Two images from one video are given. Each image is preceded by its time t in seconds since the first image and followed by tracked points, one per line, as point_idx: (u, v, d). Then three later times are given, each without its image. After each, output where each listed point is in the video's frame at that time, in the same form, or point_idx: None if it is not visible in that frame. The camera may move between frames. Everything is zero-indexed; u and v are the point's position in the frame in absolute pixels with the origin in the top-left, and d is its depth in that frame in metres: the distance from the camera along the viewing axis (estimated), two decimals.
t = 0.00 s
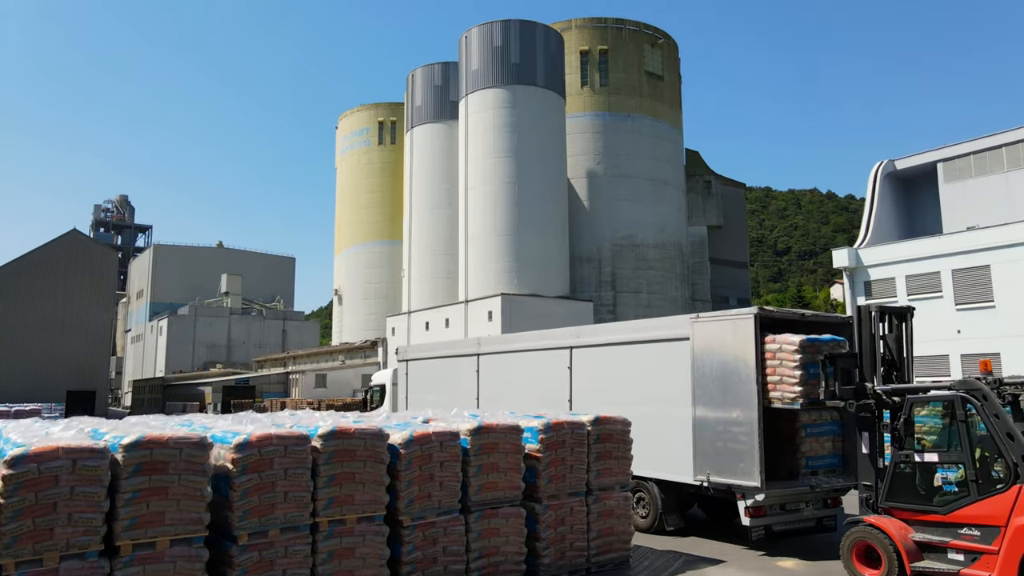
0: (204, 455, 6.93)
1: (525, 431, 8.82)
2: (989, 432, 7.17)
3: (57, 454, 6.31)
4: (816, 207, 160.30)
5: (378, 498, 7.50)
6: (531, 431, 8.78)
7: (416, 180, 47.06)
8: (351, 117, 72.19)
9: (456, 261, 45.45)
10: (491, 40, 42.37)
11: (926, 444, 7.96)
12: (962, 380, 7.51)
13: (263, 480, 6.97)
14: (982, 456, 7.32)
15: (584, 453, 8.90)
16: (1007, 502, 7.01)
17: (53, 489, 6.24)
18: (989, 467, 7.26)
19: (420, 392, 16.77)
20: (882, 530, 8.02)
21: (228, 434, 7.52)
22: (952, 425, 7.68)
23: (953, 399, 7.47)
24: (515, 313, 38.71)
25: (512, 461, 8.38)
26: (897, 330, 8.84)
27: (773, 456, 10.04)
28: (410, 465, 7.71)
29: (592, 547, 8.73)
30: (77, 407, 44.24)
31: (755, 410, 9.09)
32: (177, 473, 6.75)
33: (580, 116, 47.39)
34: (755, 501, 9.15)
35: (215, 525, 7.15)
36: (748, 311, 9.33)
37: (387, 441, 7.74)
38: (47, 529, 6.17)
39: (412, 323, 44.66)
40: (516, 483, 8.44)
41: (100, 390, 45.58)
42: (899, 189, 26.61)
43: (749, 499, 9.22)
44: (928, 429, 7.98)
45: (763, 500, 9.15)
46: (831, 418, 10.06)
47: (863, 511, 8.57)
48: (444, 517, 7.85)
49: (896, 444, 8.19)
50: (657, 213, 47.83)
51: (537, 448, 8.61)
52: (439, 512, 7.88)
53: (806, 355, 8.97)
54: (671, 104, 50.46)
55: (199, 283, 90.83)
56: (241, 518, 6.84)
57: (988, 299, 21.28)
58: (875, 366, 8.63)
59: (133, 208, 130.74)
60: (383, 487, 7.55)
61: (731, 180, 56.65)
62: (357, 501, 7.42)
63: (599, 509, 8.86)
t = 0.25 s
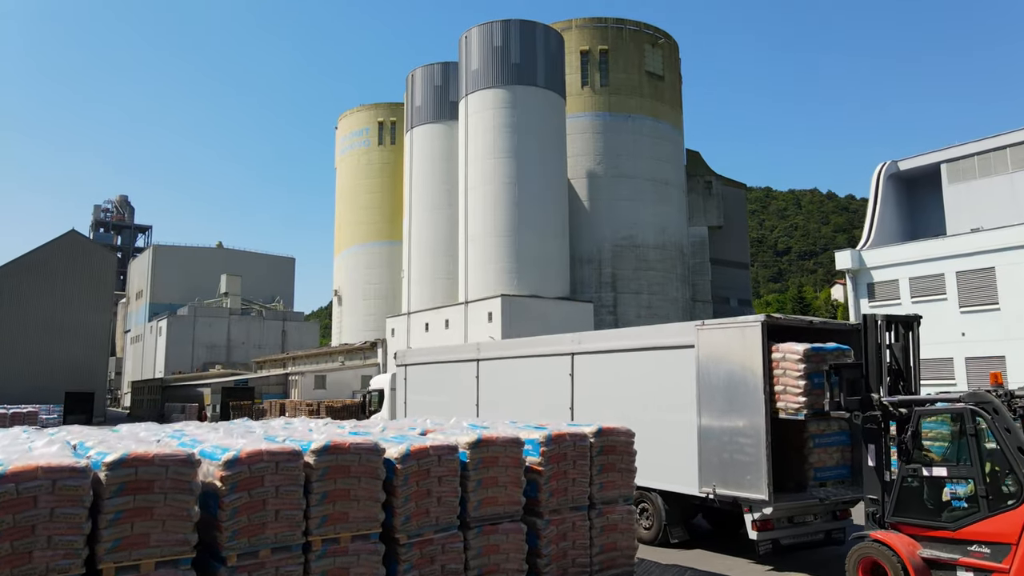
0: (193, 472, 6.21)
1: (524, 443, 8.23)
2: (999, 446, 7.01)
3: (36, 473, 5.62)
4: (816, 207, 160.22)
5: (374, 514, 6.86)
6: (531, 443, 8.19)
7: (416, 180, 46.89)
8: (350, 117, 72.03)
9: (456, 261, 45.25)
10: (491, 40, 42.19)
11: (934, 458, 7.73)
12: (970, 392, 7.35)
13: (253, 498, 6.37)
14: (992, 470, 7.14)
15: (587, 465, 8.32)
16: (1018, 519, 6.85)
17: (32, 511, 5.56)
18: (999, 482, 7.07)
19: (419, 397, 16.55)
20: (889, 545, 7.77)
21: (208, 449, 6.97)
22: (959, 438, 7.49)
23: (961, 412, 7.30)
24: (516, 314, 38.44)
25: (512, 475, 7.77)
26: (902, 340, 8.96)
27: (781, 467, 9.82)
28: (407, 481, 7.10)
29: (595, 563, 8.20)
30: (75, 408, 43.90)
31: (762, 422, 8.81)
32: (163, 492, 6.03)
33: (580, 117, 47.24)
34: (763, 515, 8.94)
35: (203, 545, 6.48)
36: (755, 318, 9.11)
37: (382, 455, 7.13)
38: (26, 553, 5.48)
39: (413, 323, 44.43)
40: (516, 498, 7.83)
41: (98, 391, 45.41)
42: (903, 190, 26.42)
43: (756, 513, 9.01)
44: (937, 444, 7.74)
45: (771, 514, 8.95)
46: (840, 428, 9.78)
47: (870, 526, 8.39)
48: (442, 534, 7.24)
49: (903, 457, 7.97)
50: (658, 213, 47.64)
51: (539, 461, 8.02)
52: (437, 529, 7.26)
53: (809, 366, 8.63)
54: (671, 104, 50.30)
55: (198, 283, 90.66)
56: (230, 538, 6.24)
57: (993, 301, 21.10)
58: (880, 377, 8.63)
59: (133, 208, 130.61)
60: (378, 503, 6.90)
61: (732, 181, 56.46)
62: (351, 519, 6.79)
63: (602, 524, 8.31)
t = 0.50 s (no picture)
0: (178, 497, 5.97)
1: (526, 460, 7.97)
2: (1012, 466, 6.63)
3: (13, 500, 5.33)
4: (816, 207, 160.07)
5: (369, 538, 6.64)
6: (534, 460, 7.93)
7: (416, 181, 46.74)
8: (351, 117, 71.85)
9: (456, 263, 45.13)
10: (491, 41, 42.04)
11: (945, 477, 7.31)
12: (981, 410, 6.99)
13: (243, 524, 6.14)
14: (1004, 491, 6.78)
15: (590, 483, 8.07)
16: None
17: (9, 541, 5.27)
18: (1011, 502, 6.74)
19: (418, 403, 16.38)
20: (894, 566, 7.42)
21: (194, 471, 6.57)
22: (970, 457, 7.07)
23: (973, 431, 6.91)
24: (515, 316, 38.24)
25: (513, 494, 7.50)
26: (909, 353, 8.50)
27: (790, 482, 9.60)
28: (404, 502, 6.87)
29: None
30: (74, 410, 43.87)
31: (769, 438, 8.62)
32: (148, 519, 5.79)
33: (580, 117, 47.07)
34: (771, 533, 8.76)
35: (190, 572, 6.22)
36: (763, 329, 8.87)
37: (379, 476, 6.92)
38: None
39: (412, 325, 44.30)
40: (517, 518, 7.56)
41: (96, 393, 45.38)
42: (906, 192, 26.23)
43: (764, 530, 8.83)
44: (948, 463, 7.30)
45: (779, 532, 8.77)
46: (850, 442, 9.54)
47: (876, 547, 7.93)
48: (441, 557, 6.98)
49: (910, 476, 7.56)
50: (658, 214, 47.49)
51: (541, 479, 7.76)
52: (436, 551, 7.01)
53: (814, 380, 8.47)
54: (672, 104, 50.13)
55: (198, 284, 90.58)
56: (218, 566, 6.00)
57: (998, 305, 20.92)
58: (888, 391, 8.10)
59: (133, 208, 130.47)
60: (374, 525, 6.68)
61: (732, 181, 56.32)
62: (346, 543, 6.57)
63: (606, 543, 8.05)
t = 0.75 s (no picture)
0: (163, 533, 5.64)
1: (527, 483, 7.70)
2: None
3: None
4: (816, 207, 159.89)
5: (362, 570, 6.38)
6: (534, 483, 7.65)
7: (416, 182, 46.57)
8: (350, 118, 71.66)
9: (456, 264, 45.00)
10: (491, 42, 41.89)
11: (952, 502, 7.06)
12: (994, 435, 6.80)
13: (231, 558, 5.84)
14: (1016, 517, 6.52)
15: (593, 507, 7.82)
16: None
17: None
18: None
19: (418, 411, 16.19)
20: None
21: (180, 500, 6.23)
22: (981, 483, 6.81)
23: (984, 455, 6.71)
24: (515, 318, 38.02)
25: (513, 520, 7.29)
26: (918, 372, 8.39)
27: (798, 502, 9.43)
28: (400, 531, 6.64)
29: None
30: (74, 413, 44.29)
31: (778, 460, 8.39)
32: (131, 555, 5.45)
33: (581, 118, 46.90)
34: (779, 556, 8.60)
35: None
36: (772, 346, 8.63)
37: (374, 504, 6.67)
38: None
39: (412, 327, 44.12)
40: (517, 545, 7.34)
41: (95, 395, 45.27)
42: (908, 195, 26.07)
43: (772, 554, 8.67)
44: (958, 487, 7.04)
45: (788, 555, 8.62)
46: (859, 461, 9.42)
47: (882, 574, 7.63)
48: None
49: (919, 500, 7.25)
50: (659, 215, 47.35)
51: (541, 503, 7.51)
52: None
53: (819, 400, 8.26)
54: (673, 105, 50.00)
55: (198, 284, 90.47)
56: None
57: (1002, 310, 20.76)
58: (895, 412, 7.98)
59: (132, 208, 130.29)
60: (368, 556, 6.43)
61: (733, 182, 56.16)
62: None
63: (609, 569, 7.78)
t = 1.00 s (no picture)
0: None
1: (528, 516, 7.41)
2: None
3: None
4: (816, 208, 159.78)
5: None
6: (536, 516, 7.36)
7: (415, 184, 46.35)
8: (350, 119, 71.44)
9: (455, 267, 44.82)
10: (491, 44, 41.68)
11: (963, 537, 6.80)
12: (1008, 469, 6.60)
13: None
14: None
15: (596, 540, 7.55)
16: None
17: None
18: None
19: (417, 423, 15.91)
20: None
21: (163, 541, 5.78)
22: (993, 518, 6.63)
23: (998, 491, 6.51)
24: (516, 321, 37.79)
25: (513, 557, 6.97)
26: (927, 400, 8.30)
27: (807, 530, 8.99)
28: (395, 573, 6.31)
29: None
30: (72, 416, 44.23)
31: (790, 487, 7.91)
32: None
33: (581, 120, 46.66)
34: None
35: None
36: (783, 371, 8.22)
37: (368, 543, 6.35)
38: None
39: (412, 330, 43.92)
40: None
41: (93, 399, 45.06)
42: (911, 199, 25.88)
43: None
44: (967, 522, 6.83)
45: None
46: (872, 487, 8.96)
47: None
48: None
49: (929, 535, 7.00)
50: (660, 217, 47.15)
51: (542, 538, 7.22)
52: None
53: (825, 427, 7.91)
54: (673, 107, 49.80)
55: (197, 285, 90.27)
56: None
57: (1008, 318, 20.55)
58: (903, 441, 8.01)
59: (132, 208, 130.14)
60: None
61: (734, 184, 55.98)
62: None
63: None
